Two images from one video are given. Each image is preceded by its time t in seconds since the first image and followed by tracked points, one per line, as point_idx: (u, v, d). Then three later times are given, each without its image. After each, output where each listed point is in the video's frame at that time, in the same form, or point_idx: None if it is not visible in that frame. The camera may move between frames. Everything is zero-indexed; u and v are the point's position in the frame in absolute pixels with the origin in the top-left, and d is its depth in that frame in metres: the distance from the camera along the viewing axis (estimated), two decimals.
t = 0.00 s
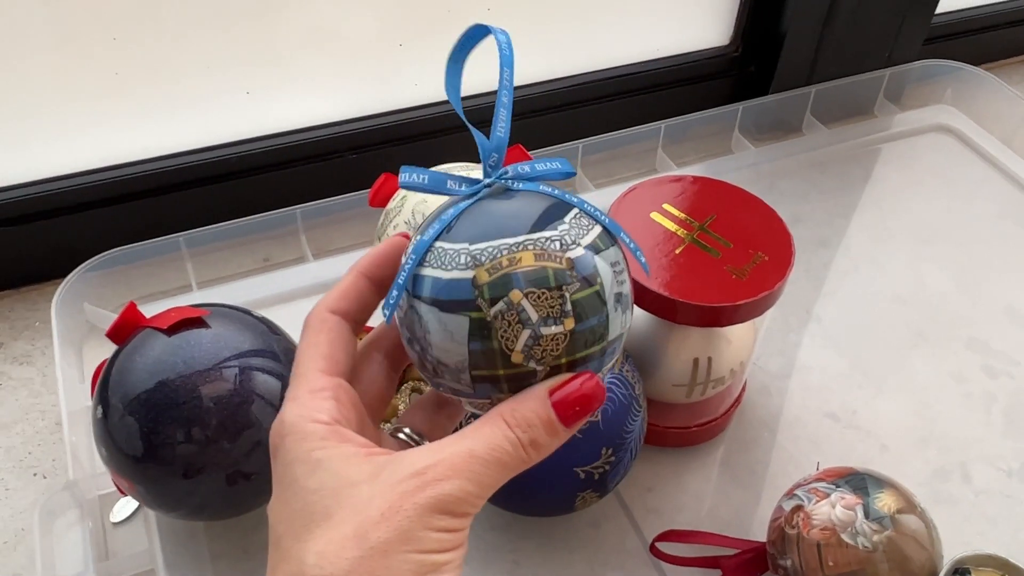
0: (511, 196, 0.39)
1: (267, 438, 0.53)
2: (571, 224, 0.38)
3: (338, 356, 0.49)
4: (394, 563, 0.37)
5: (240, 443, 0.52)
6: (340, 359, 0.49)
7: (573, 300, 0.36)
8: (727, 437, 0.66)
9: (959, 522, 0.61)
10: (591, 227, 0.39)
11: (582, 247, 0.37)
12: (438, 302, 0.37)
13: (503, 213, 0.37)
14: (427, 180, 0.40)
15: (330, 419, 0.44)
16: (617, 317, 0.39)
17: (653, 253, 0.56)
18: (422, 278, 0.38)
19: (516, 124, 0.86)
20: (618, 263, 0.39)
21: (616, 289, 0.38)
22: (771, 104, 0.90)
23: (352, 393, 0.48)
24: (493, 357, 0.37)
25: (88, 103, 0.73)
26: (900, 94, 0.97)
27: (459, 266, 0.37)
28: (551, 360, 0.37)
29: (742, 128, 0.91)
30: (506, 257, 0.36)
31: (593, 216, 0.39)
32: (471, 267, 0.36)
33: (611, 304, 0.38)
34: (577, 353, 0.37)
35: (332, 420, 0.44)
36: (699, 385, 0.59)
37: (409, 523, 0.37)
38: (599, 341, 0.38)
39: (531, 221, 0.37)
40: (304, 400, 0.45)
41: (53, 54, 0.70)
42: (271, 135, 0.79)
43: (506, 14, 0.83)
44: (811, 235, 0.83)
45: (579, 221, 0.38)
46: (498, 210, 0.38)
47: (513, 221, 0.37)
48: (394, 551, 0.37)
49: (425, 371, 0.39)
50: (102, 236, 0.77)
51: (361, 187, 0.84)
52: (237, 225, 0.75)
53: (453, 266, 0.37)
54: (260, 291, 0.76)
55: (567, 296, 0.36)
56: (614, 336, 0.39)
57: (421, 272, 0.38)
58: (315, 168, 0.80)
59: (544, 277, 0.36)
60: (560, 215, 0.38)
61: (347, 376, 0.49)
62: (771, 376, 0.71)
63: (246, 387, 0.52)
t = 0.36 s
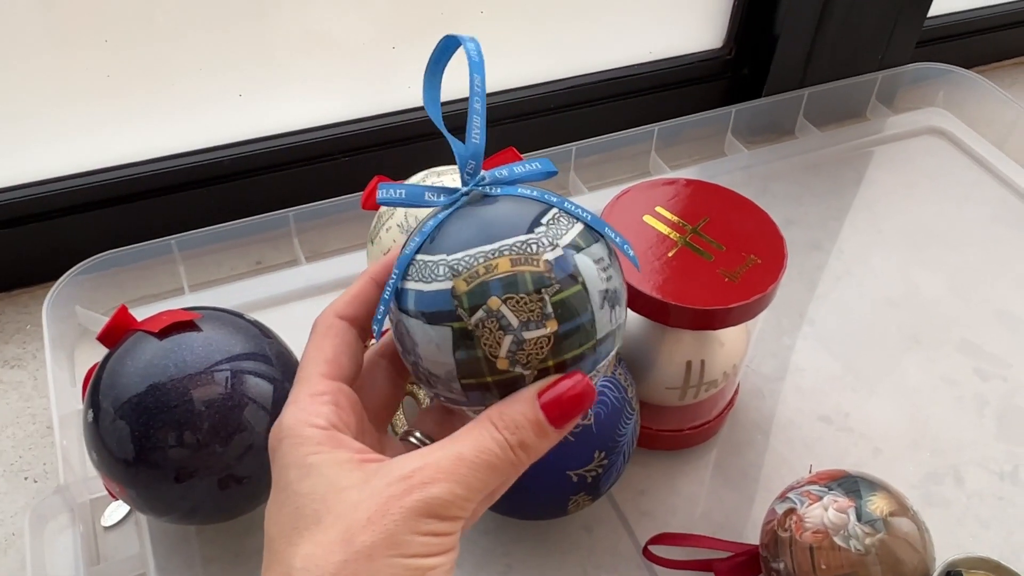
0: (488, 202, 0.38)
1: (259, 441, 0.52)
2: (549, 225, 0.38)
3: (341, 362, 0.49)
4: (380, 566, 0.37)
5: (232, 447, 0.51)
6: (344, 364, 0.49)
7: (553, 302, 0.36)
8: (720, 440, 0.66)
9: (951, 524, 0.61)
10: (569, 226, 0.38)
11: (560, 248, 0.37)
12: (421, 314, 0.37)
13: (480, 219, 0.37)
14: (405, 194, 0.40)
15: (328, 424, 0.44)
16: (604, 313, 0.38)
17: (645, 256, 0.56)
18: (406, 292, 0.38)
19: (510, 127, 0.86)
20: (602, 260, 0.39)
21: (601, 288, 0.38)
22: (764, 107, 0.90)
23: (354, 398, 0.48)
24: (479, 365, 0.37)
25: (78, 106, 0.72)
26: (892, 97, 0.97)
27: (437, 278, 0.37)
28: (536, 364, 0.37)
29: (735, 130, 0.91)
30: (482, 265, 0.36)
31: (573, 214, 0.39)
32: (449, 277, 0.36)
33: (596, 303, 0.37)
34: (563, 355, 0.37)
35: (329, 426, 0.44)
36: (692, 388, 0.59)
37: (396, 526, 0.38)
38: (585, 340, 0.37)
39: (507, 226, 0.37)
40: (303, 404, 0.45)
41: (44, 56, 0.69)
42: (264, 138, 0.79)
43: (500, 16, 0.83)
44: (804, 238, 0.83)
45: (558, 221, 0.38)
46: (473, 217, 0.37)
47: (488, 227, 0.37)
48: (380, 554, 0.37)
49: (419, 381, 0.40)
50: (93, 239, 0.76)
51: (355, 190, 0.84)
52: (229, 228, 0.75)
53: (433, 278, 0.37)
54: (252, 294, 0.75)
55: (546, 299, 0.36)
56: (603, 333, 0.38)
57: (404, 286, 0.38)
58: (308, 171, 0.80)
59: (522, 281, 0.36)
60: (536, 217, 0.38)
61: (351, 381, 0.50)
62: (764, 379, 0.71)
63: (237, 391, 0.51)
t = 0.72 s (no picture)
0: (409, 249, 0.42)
1: (247, 446, 0.52)
2: (445, 242, 0.39)
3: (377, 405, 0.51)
4: None
5: (220, 452, 0.51)
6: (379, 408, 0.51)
7: (455, 310, 0.37)
8: (709, 444, 0.66)
9: (939, 527, 0.61)
10: (467, 232, 0.39)
11: (451, 258, 0.38)
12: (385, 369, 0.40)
13: (401, 268, 0.40)
14: (362, 276, 0.46)
15: (334, 454, 0.48)
16: (523, 297, 0.37)
17: (634, 260, 0.56)
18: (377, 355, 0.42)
19: (501, 130, 0.86)
20: (509, 247, 0.38)
21: (507, 274, 0.37)
22: (754, 111, 0.90)
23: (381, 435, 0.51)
24: (433, 398, 0.38)
25: (67, 109, 0.72)
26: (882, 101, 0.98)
27: (380, 335, 0.40)
28: (470, 374, 0.37)
29: (725, 133, 0.91)
30: (398, 308, 0.39)
31: (474, 220, 0.40)
32: (383, 330, 0.40)
33: (503, 290, 0.37)
34: (489, 355, 0.37)
35: (334, 455, 0.48)
36: (681, 392, 0.59)
37: (328, 545, 0.39)
38: (509, 330, 0.37)
39: (412, 264, 0.40)
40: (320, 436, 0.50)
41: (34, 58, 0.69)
42: (254, 141, 0.79)
43: (491, 20, 0.83)
44: (793, 242, 0.83)
45: (455, 235, 0.39)
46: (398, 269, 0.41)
47: (403, 271, 0.40)
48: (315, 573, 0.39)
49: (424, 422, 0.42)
50: (81, 242, 0.76)
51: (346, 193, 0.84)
52: (219, 231, 0.75)
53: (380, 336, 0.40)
54: (242, 298, 0.75)
55: (446, 311, 0.37)
56: (530, 316, 0.37)
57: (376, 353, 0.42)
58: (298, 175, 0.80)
59: (422, 306, 0.38)
60: (435, 242, 0.39)
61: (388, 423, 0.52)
62: (753, 382, 0.71)
63: (226, 396, 0.51)
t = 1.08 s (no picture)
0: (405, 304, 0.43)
1: (243, 448, 0.52)
2: (455, 304, 0.41)
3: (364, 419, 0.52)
4: None
5: (216, 454, 0.51)
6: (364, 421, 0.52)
7: (484, 379, 0.41)
8: (704, 445, 0.66)
9: (933, 528, 0.62)
10: (475, 291, 0.41)
11: (469, 326, 0.40)
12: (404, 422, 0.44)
13: (405, 329, 0.42)
14: (348, 327, 0.46)
15: (340, 468, 0.48)
16: (548, 354, 0.41)
17: (629, 263, 0.57)
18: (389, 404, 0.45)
19: (496, 133, 0.87)
20: (522, 304, 0.41)
21: (528, 335, 0.41)
22: (749, 113, 0.91)
23: (376, 446, 0.51)
24: (467, 450, 0.43)
25: (62, 112, 0.72)
26: (876, 104, 0.98)
27: (396, 395, 0.43)
28: (505, 432, 0.42)
29: (719, 136, 0.92)
30: (416, 373, 0.42)
31: (479, 275, 0.42)
32: (401, 394, 0.43)
33: (528, 351, 0.41)
34: (521, 414, 0.41)
35: (341, 468, 0.48)
36: (676, 394, 0.59)
37: (349, 560, 0.41)
38: (540, 387, 0.41)
39: (420, 328, 0.42)
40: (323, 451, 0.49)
41: (28, 62, 0.69)
42: (250, 144, 0.79)
43: (488, 23, 0.83)
44: (788, 244, 0.84)
45: (464, 293, 0.41)
46: (398, 328, 0.43)
47: (410, 334, 0.42)
48: None
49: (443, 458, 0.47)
50: (76, 244, 0.76)
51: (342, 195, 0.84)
52: (215, 233, 0.75)
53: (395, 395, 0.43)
54: (237, 300, 0.75)
55: (477, 381, 0.41)
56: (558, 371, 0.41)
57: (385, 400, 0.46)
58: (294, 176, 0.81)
59: (449, 375, 0.41)
60: (441, 304, 0.41)
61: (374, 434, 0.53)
62: (748, 383, 0.71)
63: (222, 397, 0.51)
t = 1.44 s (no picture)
0: (486, 288, 0.42)
1: (240, 446, 0.52)
2: (548, 313, 0.41)
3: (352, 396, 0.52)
4: None
5: (213, 452, 0.51)
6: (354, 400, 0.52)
7: (554, 392, 0.41)
8: (702, 444, 0.66)
9: (931, 527, 0.62)
10: (568, 309, 0.42)
11: (559, 337, 0.41)
12: (430, 401, 0.42)
13: (483, 312, 0.41)
14: (408, 284, 0.43)
15: (344, 452, 0.47)
16: (605, 389, 0.43)
17: (627, 260, 0.56)
18: (417, 378, 0.42)
19: (494, 131, 0.87)
20: (601, 337, 0.43)
21: (600, 366, 0.42)
22: (747, 112, 0.91)
23: (369, 428, 0.50)
24: (490, 448, 0.42)
25: (60, 111, 0.72)
26: (874, 103, 0.98)
27: (445, 371, 0.41)
28: (542, 445, 0.42)
29: (717, 135, 0.92)
30: (487, 360, 0.40)
31: (572, 294, 0.43)
32: (456, 371, 0.41)
33: (596, 381, 0.42)
34: (565, 435, 0.42)
35: (346, 454, 0.47)
36: (674, 392, 0.59)
37: (386, 556, 0.40)
38: (588, 417, 0.42)
39: (509, 319, 0.41)
40: (323, 435, 0.48)
41: (25, 61, 0.68)
42: (247, 142, 0.79)
43: (486, 22, 0.83)
44: (786, 243, 0.84)
45: (557, 306, 0.42)
46: (478, 308, 0.41)
47: (494, 320, 0.41)
48: None
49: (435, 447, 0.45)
50: (74, 242, 0.76)
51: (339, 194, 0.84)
52: (212, 232, 0.75)
53: (441, 370, 0.41)
54: (235, 298, 0.75)
55: (548, 390, 0.41)
56: (605, 407, 0.43)
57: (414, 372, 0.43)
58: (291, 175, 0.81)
59: (524, 374, 0.40)
60: (535, 307, 0.41)
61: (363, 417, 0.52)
62: (746, 382, 0.71)
63: (219, 396, 0.51)
